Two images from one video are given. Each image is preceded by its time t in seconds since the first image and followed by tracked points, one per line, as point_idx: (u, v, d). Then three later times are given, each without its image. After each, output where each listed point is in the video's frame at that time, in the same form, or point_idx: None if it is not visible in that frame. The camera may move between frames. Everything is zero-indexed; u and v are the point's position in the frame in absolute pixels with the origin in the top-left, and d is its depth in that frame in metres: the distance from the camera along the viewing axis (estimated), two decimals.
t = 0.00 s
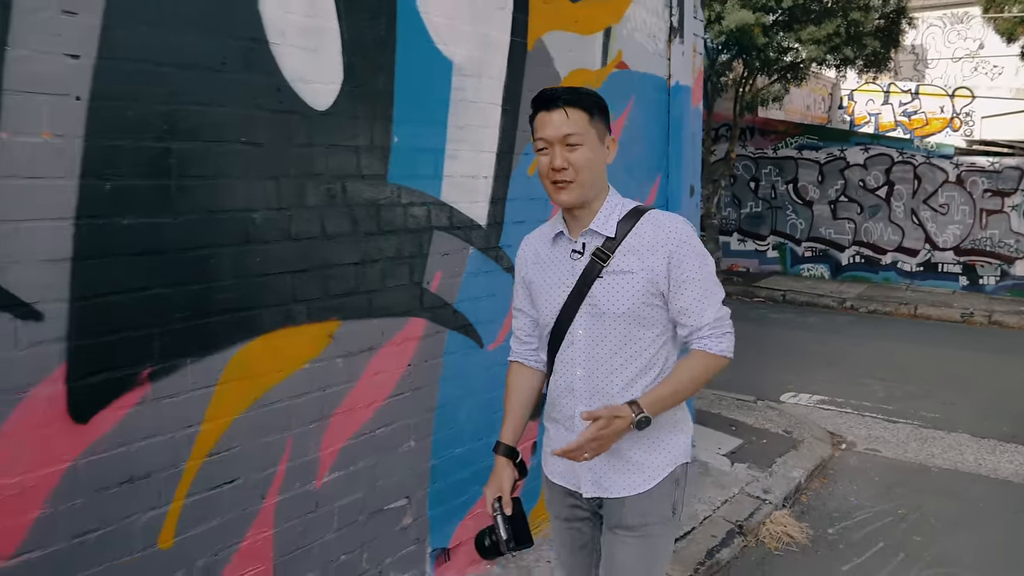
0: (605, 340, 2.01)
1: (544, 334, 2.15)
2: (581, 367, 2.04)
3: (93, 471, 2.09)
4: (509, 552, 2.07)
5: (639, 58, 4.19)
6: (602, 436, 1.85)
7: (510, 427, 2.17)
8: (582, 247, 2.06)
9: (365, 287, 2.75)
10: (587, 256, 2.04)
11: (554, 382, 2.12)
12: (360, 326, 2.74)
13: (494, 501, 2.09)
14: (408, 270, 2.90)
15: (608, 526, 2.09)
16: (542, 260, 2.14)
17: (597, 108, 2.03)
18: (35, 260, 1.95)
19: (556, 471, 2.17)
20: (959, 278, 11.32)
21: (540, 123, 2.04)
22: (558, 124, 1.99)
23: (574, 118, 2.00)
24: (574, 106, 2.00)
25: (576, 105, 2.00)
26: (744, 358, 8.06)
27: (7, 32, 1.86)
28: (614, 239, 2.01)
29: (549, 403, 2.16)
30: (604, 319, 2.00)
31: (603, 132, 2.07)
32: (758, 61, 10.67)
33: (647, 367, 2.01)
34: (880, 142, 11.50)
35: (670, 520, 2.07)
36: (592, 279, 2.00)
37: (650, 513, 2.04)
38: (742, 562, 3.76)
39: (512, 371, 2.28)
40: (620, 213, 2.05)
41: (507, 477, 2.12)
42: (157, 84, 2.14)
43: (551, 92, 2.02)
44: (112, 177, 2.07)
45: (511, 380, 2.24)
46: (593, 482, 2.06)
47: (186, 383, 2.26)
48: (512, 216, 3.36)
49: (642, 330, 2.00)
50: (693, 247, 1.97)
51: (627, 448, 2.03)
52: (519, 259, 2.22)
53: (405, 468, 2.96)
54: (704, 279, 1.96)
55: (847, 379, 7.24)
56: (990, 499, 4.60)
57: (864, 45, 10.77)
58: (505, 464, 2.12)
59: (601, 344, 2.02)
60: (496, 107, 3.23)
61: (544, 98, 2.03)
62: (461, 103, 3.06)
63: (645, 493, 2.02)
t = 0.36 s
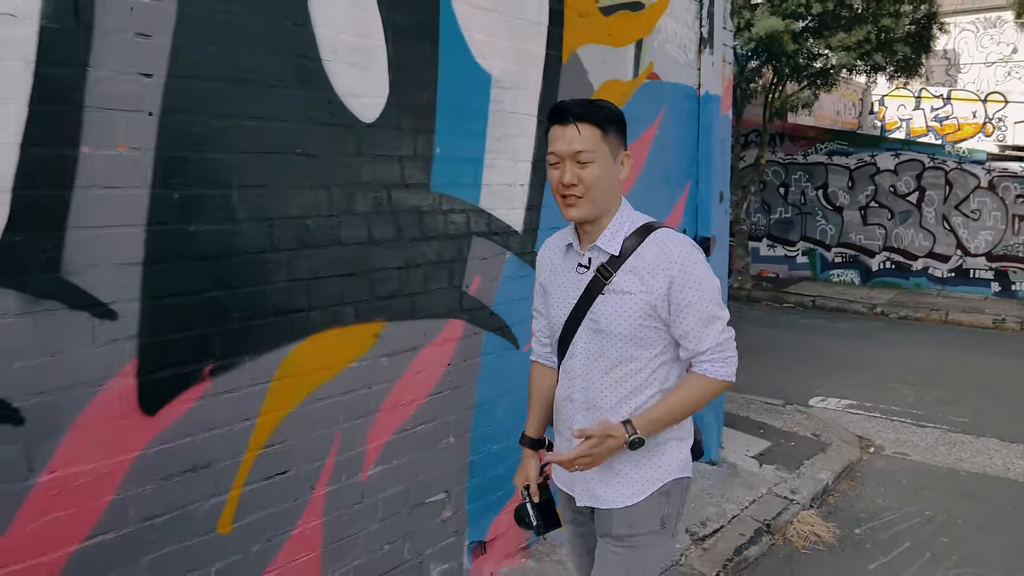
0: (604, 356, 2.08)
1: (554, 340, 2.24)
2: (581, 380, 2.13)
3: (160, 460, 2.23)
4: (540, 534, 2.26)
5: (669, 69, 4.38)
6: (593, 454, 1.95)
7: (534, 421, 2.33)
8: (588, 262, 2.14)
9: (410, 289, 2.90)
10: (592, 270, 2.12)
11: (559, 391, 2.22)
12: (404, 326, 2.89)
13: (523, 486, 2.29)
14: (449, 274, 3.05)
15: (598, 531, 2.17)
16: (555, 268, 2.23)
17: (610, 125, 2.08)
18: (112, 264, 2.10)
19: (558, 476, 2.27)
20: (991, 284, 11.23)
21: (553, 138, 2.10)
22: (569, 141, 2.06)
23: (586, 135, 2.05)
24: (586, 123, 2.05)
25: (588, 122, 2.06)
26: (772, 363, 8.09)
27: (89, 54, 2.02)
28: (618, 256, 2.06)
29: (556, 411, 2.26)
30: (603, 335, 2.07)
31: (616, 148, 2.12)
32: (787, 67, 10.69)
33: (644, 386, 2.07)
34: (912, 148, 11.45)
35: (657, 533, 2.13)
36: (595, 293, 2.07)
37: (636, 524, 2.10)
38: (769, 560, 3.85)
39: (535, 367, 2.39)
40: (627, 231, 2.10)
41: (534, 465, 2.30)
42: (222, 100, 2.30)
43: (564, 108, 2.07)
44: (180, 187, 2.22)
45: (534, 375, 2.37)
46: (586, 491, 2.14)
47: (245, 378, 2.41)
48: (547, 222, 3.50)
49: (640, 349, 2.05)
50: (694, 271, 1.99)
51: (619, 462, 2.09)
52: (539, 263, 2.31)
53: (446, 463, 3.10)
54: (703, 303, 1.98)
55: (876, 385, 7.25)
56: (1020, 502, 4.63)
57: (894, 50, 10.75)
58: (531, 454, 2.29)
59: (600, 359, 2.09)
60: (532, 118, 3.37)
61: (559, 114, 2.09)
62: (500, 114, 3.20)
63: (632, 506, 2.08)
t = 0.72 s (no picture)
0: (604, 347, 2.11)
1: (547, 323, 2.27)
2: (576, 368, 2.15)
3: (203, 440, 2.36)
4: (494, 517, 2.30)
5: (685, 70, 4.50)
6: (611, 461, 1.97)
7: (512, 402, 2.37)
8: (596, 253, 2.14)
9: (435, 281, 3.04)
10: (599, 262, 2.14)
11: (551, 376, 2.24)
12: (430, 317, 3.03)
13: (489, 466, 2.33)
14: (472, 267, 3.18)
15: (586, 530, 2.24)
16: (557, 253, 2.25)
17: (624, 126, 2.03)
18: (162, 255, 2.22)
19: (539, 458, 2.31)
20: (1004, 284, 11.27)
21: (565, 140, 2.06)
22: (580, 146, 2.02)
23: (598, 139, 2.01)
24: (599, 126, 2.01)
25: (601, 124, 2.01)
26: (783, 360, 8.19)
27: (143, 57, 2.14)
28: (630, 250, 2.08)
29: (545, 395, 2.29)
30: (605, 327, 2.09)
31: (630, 144, 2.07)
32: (802, 67, 10.74)
33: (641, 381, 2.10)
34: (927, 147, 11.44)
35: (643, 529, 2.23)
36: (601, 285, 2.09)
37: (624, 522, 2.19)
38: (778, 547, 3.97)
39: (521, 346, 2.43)
40: (641, 226, 2.12)
41: (503, 447, 2.34)
42: (264, 100, 2.44)
43: (577, 110, 2.02)
44: (224, 183, 2.35)
45: (520, 354, 2.41)
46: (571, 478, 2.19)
47: (283, 363, 2.54)
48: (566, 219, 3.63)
49: (641, 344, 2.08)
50: (705, 273, 2.02)
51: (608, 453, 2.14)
52: (538, 244, 2.33)
53: (468, 449, 3.24)
54: (712, 306, 2.02)
55: (886, 382, 7.33)
56: None
57: (910, 50, 10.78)
58: (505, 433, 2.34)
59: (598, 350, 2.11)
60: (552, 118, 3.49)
61: (568, 115, 2.04)
62: (521, 114, 3.33)
63: (619, 500, 2.16)
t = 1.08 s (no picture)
0: (621, 346, 2.02)
1: (557, 323, 2.16)
2: (592, 367, 2.05)
3: (237, 428, 2.45)
4: (468, 519, 2.23)
5: (694, 72, 4.60)
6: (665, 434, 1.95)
7: (499, 401, 2.24)
8: (613, 250, 2.07)
9: (455, 277, 3.14)
10: (617, 259, 2.06)
11: (562, 377, 2.14)
12: (449, 312, 3.13)
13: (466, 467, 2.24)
14: (490, 264, 3.28)
15: (596, 527, 2.12)
16: (565, 250, 2.15)
17: (649, 116, 2.03)
18: (200, 250, 2.32)
19: (542, 464, 2.17)
20: (1005, 284, 11.37)
21: (590, 127, 2.01)
22: (609, 131, 1.99)
23: (629, 124, 1.99)
24: (628, 112, 1.99)
25: (630, 110, 1.99)
26: (786, 357, 8.30)
27: (185, 61, 2.25)
28: (648, 248, 2.01)
29: (553, 397, 2.18)
30: (623, 325, 2.01)
31: (652, 137, 2.07)
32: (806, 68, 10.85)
33: (658, 380, 2.04)
34: (928, 148, 11.54)
35: (657, 526, 2.12)
36: (619, 282, 2.01)
37: (642, 520, 2.08)
38: (784, 539, 4.07)
39: (515, 345, 2.32)
40: (659, 223, 2.05)
41: (483, 447, 2.22)
42: (296, 102, 2.54)
43: (603, 97, 2.00)
44: (258, 181, 2.46)
45: (514, 353, 2.30)
46: (582, 482, 2.07)
47: (312, 355, 2.65)
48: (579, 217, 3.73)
49: (660, 342, 2.01)
50: (726, 271, 1.98)
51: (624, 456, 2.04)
52: (542, 241, 2.23)
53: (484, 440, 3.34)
54: (732, 305, 1.98)
55: (888, 379, 7.43)
56: None
57: (913, 52, 10.88)
58: (487, 434, 2.22)
59: (616, 350, 2.03)
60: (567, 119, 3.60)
61: (594, 102, 2.01)
62: (538, 115, 3.43)
63: (634, 502, 2.05)
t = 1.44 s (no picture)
0: (633, 341, 2.02)
1: (567, 325, 2.16)
2: (604, 364, 2.05)
3: (270, 417, 2.54)
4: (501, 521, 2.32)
5: (699, 75, 4.72)
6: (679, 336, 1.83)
7: (516, 409, 2.30)
8: (618, 246, 2.08)
9: (473, 273, 3.24)
10: (623, 255, 2.07)
11: (573, 376, 2.13)
12: (467, 307, 3.22)
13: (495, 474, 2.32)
14: (505, 261, 3.38)
15: (611, 523, 2.09)
16: (571, 252, 2.14)
17: (655, 114, 2.10)
18: (237, 246, 2.41)
19: (554, 464, 2.15)
20: (996, 283, 11.55)
21: (601, 119, 2.05)
22: (621, 123, 2.03)
23: (639, 118, 2.04)
24: (640, 107, 2.05)
25: (640, 105, 2.05)
26: (783, 355, 8.45)
27: (224, 64, 2.33)
28: (653, 241, 2.03)
29: (564, 397, 2.16)
30: (634, 319, 2.01)
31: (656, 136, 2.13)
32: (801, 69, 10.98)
33: (671, 373, 2.04)
34: (921, 149, 11.78)
35: (673, 518, 2.10)
36: (627, 278, 2.02)
37: (658, 513, 2.07)
38: (786, 528, 4.19)
39: (524, 352, 2.32)
40: (660, 217, 2.07)
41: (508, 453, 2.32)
42: (326, 103, 2.63)
43: (615, 92, 2.05)
44: (290, 180, 2.55)
45: (524, 361, 2.30)
46: (599, 478, 2.05)
47: (339, 347, 2.74)
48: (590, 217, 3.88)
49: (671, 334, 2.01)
50: (731, 261, 2.00)
51: (640, 450, 2.03)
52: (547, 245, 2.21)
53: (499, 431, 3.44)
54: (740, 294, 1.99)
55: (884, 375, 7.58)
56: (1017, 483, 4.97)
57: (906, 54, 11.03)
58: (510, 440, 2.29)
59: (627, 344, 2.02)
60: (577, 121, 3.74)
61: (605, 97, 2.06)
62: (552, 116, 3.53)
63: (651, 494, 2.03)
